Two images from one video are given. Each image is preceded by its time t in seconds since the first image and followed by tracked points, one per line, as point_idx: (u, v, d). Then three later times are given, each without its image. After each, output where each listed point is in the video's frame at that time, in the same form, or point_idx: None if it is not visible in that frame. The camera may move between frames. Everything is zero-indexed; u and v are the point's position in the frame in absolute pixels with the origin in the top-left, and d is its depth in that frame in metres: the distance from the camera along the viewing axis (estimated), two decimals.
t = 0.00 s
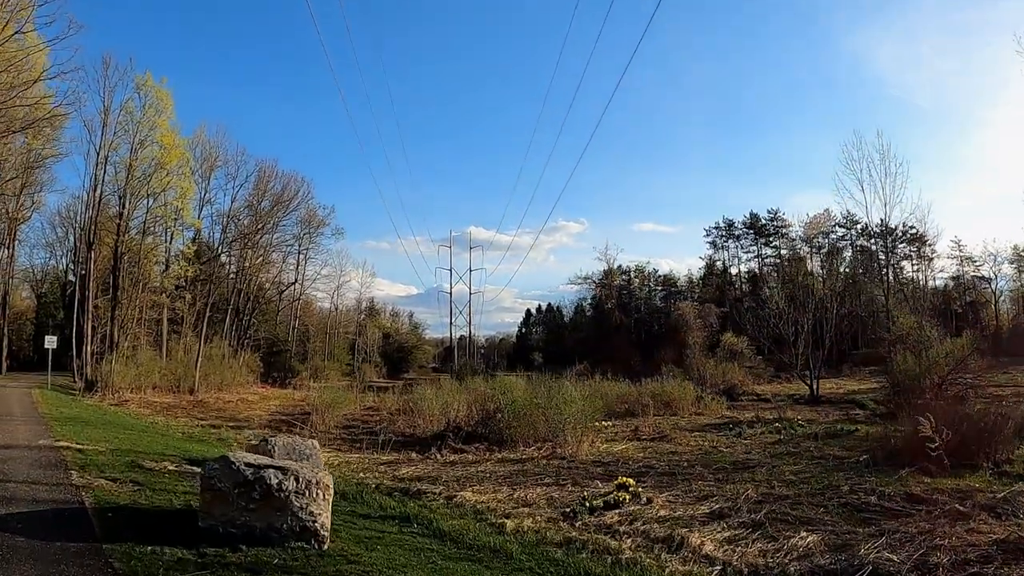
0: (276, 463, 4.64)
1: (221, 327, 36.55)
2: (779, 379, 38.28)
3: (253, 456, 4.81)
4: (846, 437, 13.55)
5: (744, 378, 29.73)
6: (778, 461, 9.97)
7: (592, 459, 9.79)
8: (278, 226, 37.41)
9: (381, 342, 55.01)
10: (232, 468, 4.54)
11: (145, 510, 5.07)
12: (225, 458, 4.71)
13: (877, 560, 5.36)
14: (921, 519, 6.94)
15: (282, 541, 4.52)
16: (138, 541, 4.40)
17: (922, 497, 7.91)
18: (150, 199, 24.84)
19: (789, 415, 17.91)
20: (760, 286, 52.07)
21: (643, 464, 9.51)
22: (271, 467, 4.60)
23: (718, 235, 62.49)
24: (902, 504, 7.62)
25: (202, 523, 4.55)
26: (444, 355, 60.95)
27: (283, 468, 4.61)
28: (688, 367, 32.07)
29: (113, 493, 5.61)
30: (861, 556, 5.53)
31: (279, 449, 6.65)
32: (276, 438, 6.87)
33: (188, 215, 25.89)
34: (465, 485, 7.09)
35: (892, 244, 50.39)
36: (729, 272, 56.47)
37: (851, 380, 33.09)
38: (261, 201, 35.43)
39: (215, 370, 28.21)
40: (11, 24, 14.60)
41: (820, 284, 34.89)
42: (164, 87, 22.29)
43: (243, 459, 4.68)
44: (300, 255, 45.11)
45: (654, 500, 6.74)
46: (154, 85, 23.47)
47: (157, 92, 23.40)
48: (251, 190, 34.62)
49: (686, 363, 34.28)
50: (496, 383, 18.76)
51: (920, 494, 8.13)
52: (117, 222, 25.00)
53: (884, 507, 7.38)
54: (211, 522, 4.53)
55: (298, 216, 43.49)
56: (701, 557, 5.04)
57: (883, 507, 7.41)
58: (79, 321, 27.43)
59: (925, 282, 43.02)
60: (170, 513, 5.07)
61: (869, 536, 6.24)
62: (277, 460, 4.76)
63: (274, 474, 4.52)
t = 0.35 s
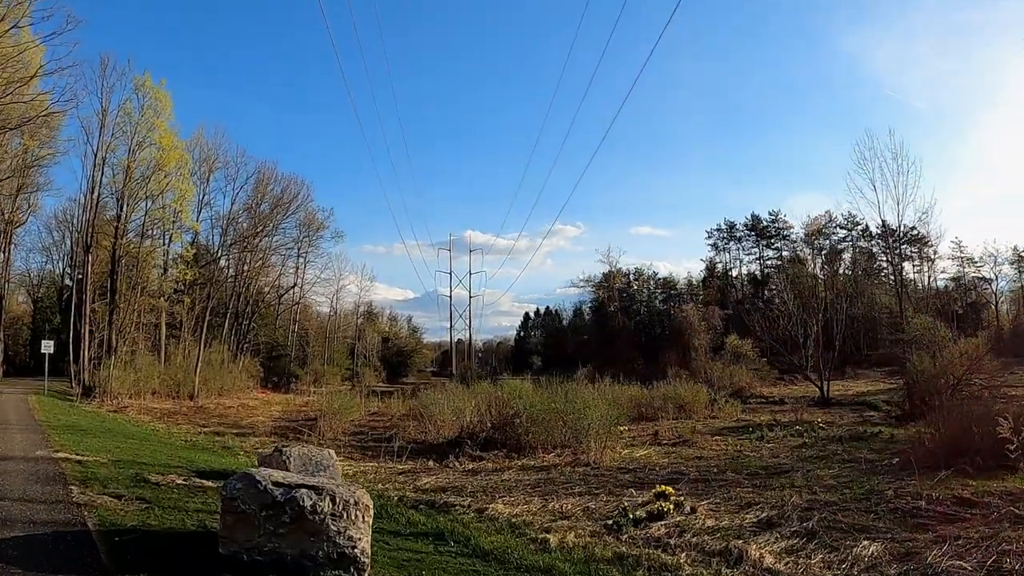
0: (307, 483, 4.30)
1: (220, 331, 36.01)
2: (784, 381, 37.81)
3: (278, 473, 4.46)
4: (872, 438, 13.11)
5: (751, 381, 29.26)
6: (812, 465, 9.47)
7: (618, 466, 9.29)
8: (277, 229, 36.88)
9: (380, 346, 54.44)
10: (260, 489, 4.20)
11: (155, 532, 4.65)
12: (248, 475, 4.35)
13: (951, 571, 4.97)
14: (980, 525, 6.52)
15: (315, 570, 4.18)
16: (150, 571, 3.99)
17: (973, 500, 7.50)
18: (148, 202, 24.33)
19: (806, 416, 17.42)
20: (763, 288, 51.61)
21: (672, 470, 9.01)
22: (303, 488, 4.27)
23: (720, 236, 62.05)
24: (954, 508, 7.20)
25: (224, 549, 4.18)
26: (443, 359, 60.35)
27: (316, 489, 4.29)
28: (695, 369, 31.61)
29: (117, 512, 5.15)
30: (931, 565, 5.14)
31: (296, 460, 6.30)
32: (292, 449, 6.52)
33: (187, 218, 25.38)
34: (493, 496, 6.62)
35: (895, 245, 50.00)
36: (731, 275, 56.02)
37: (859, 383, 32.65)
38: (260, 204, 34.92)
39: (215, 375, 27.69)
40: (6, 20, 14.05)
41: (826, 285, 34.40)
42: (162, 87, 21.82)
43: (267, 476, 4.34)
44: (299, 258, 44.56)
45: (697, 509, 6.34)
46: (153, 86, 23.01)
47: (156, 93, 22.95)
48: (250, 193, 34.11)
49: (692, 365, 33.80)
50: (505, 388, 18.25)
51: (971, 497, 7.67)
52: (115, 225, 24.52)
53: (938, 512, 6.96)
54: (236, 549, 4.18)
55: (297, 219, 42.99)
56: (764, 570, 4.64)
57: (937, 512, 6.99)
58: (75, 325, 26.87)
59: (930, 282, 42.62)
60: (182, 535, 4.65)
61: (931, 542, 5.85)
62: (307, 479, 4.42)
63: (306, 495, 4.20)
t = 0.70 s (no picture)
0: (341, 506, 3.91)
1: (213, 336, 35.38)
2: (784, 384, 37.46)
3: (304, 494, 4.09)
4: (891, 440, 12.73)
5: (753, 384, 28.88)
6: (841, 469, 9.04)
7: (638, 474, 8.86)
8: (271, 233, 36.33)
9: (373, 351, 53.88)
10: (290, 515, 3.79)
11: (160, 559, 4.20)
12: (272, 498, 3.98)
13: None
14: None
15: None
16: None
17: (1020, 503, 7.10)
18: (140, 203, 23.77)
19: (817, 419, 17.01)
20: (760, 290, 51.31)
21: (696, 477, 8.58)
22: (338, 511, 3.86)
23: (715, 239, 61.82)
24: (1002, 511, 6.79)
25: None
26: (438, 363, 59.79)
27: (352, 511, 3.87)
28: (695, 372, 31.22)
29: (115, 535, 4.68)
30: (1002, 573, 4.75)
31: (306, 472, 5.92)
32: (301, 460, 6.13)
33: (180, 220, 24.82)
34: (517, 507, 6.19)
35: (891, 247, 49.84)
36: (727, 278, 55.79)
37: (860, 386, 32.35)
38: (253, 207, 34.37)
39: (208, 380, 27.09)
40: None
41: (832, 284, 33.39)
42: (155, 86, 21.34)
43: (292, 498, 3.97)
44: (293, 262, 43.99)
45: (736, 517, 5.94)
46: (145, 85, 22.53)
47: (149, 93, 22.48)
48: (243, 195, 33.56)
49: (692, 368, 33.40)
50: (508, 393, 17.78)
51: (1017, 500, 7.26)
52: (105, 228, 23.95)
53: (987, 516, 6.54)
54: None
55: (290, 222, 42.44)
56: None
57: (987, 516, 6.57)
58: (65, 330, 26.22)
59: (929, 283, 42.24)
60: (192, 563, 4.21)
61: (992, 548, 5.45)
62: (339, 500, 4.04)
63: (341, 519, 3.78)
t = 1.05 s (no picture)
0: (377, 535, 3.47)
1: (197, 339, 34.63)
2: (775, 391, 37.22)
3: (331, 522, 3.68)
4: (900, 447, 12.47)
5: (747, 391, 28.66)
6: (859, 479, 8.71)
7: (651, 485, 8.49)
8: (258, 234, 35.64)
9: (360, 356, 53.30)
10: (319, 547, 3.37)
11: None
12: (293, 526, 3.60)
13: None
14: None
15: None
16: None
17: None
18: (126, 203, 23.12)
19: (818, 427, 16.77)
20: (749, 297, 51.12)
21: (712, 488, 8.22)
22: (376, 542, 3.40)
23: (704, 246, 61.77)
24: None
25: None
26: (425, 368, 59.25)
27: (391, 542, 3.42)
28: (686, 379, 30.84)
29: (103, 560, 4.23)
30: None
31: (309, 484, 5.53)
32: (304, 471, 5.73)
33: (166, 220, 24.19)
34: (535, 522, 5.79)
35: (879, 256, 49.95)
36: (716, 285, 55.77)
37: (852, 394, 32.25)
38: (241, 208, 33.70)
39: (194, 384, 26.40)
40: None
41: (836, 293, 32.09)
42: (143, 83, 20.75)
43: (318, 527, 3.55)
44: (280, 264, 43.31)
45: (770, 530, 5.57)
46: (133, 82, 21.94)
47: (137, 90, 21.90)
48: (230, 196, 32.87)
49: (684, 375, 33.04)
50: (503, 399, 17.34)
51: None
52: (90, 228, 23.28)
53: None
54: None
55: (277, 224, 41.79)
56: None
57: None
58: (46, 331, 25.45)
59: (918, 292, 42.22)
60: None
61: None
62: (370, 528, 3.61)
63: (378, 549, 3.32)
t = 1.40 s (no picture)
0: (390, 547, 3.20)
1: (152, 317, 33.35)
2: (735, 384, 37.57)
3: (332, 530, 3.39)
4: (871, 443, 12.71)
5: (710, 383, 28.89)
6: (843, 475, 9.07)
7: (632, 478, 8.36)
8: (217, 211, 34.39)
9: (317, 338, 52.22)
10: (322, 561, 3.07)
11: None
12: (290, 538, 3.26)
13: None
14: None
15: None
16: None
17: None
18: (82, 174, 21.87)
19: (785, 421, 17.00)
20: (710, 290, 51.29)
21: (699, 483, 8.29)
22: (389, 555, 3.13)
23: (666, 238, 62.18)
24: None
25: None
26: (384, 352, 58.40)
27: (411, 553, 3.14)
28: (647, 368, 30.73)
29: (55, 568, 3.78)
30: None
31: (281, 474, 5.15)
32: (274, 461, 5.34)
33: (124, 194, 23.02)
34: (523, 517, 5.49)
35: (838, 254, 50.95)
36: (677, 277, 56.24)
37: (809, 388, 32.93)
38: (200, 183, 32.41)
39: (148, 363, 25.42)
40: None
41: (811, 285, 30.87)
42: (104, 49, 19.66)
43: (317, 538, 3.24)
44: (238, 243, 41.93)
45: (775, 532, 5.64)
46: (93, 48, 20.76)
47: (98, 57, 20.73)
48: (190, 170, 31.56)
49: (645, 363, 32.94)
50: (468, 385, 16.91)
51: None
52: (42, 199, 21.90)
53: None
54: None
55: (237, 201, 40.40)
56: None
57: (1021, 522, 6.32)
58: None
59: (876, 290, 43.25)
60: None
61: None
62: (379, 537, 3.33)
63: (393, 562, 3.04)
